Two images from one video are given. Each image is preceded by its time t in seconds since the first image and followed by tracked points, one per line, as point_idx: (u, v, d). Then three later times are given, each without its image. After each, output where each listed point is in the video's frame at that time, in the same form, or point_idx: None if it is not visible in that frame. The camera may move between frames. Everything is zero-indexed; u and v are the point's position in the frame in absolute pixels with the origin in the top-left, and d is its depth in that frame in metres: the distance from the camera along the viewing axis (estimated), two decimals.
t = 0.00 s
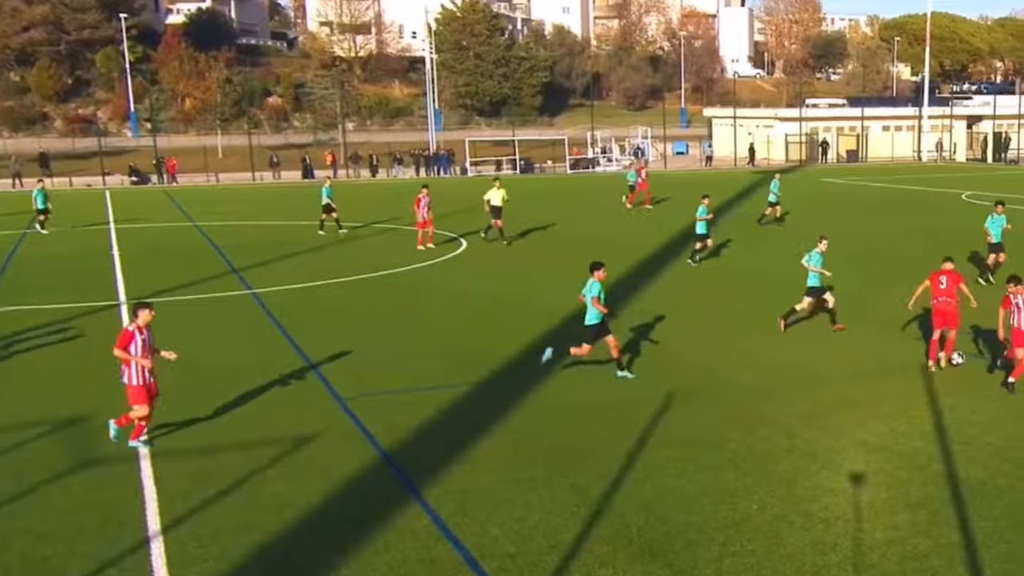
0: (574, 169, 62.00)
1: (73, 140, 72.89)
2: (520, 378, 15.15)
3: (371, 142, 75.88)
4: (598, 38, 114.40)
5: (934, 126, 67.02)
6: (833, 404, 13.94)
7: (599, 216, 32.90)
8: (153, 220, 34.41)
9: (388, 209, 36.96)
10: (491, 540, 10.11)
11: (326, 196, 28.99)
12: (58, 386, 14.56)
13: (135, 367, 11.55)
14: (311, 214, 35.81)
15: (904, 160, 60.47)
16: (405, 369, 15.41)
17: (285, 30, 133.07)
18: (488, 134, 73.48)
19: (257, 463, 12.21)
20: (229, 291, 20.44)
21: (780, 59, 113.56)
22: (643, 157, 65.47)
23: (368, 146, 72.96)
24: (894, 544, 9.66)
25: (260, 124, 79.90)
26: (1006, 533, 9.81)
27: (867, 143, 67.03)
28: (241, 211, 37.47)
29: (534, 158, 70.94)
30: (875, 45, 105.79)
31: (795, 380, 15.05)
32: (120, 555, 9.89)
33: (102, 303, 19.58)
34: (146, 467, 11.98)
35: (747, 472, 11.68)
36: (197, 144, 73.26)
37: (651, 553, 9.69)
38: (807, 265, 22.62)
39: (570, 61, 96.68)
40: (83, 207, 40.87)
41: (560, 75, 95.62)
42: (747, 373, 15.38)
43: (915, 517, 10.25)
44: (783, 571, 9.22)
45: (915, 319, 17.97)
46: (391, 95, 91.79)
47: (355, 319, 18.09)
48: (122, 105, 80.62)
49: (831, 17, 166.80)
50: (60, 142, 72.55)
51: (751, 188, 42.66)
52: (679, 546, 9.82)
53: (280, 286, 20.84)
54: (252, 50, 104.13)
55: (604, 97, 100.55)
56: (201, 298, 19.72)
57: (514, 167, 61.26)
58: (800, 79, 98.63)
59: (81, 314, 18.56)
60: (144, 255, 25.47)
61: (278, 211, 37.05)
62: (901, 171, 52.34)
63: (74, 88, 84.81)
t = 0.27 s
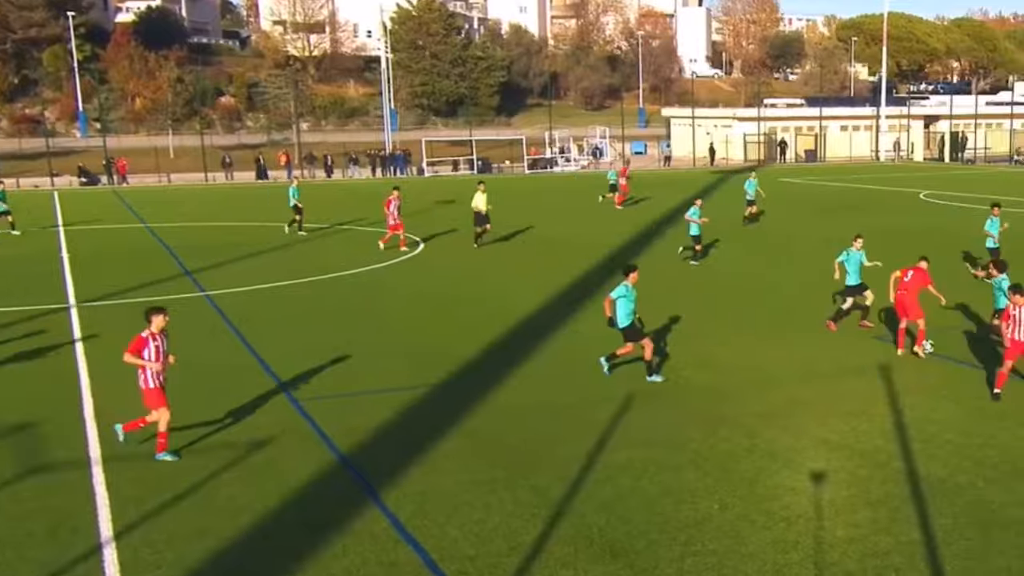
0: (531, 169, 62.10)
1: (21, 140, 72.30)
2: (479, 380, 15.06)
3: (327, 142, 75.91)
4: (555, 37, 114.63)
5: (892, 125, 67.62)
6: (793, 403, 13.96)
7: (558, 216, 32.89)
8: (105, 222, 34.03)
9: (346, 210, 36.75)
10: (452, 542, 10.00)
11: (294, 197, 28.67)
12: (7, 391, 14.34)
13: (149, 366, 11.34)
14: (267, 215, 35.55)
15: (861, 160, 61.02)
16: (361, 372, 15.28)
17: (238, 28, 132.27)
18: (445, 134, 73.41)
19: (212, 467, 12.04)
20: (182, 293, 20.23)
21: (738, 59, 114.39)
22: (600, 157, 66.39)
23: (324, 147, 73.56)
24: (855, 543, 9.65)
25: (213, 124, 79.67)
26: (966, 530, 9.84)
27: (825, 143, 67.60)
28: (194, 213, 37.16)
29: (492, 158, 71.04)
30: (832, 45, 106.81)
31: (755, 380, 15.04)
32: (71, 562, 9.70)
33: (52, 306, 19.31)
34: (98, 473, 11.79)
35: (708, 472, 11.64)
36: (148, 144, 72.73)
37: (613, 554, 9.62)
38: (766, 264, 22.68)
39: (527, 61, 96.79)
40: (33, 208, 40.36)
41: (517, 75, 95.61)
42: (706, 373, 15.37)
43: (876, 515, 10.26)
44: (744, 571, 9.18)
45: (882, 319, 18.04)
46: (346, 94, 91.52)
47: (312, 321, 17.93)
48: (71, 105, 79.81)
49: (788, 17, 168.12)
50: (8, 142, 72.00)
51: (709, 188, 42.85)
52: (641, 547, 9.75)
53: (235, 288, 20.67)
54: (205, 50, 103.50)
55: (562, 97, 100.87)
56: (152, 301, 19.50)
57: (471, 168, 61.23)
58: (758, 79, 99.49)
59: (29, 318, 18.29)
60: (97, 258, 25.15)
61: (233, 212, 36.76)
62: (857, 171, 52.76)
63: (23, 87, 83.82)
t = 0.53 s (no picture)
0: (496, 169, 62.14)
1: None
2: (444, 381, 14.97)
3: (288, 142, 76.04)
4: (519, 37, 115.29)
5: (856, 125, 68.12)
6: (759, 403, 13.94)
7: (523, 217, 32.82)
8: (61, 224, 33.65)
9: (309, 210, 36.55)
10: (418, 545, 9.89)
11: (265, 199, 28.39)
12: None
13: (181, 362, 11.44)
14: (230, 216, 35.31)
15: (825, 160, 61.34)
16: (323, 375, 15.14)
17: (197, 27, 131.52)
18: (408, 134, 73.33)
19: (173, 472, 11.86)
20: (139, 295, 20.02)
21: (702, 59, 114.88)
22: (564, 158, 66.53)
23: (286, 147, 74.59)
24: (823, 541, 9.64)
25: (171, 125, 79.35)
26: (932, 527, 9.85)
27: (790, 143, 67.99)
28: (152, 214, 36.80)
29: (455, 158, 71.00)
30: (796, 45, 107.41)
31: (723, 380, 15.02)
32: (29, 568, 9.51)
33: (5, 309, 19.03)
34: (55, 479, 11.58)
35: (674, 472, 11.60)
36: (104, 145, 72.14)
37: (581, 555, 9.55)
38: (732, 264, 22.68)
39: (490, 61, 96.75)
40: None
41: (481, 75, 95.74)
42: (673, 373, 15.33)
43: (843, 514, 10.25)
44: (711, 571, 9.13)
45: (852, 317, 18.10)
46: (307, 94, 91.24)
47: (274, 324, 17.76)
48: (25, 105, 78.94)
49: (753, 18, 169.01)
50: None
51: (674, 188, 42.92)
52: (609, 547, 9.68)
53: (193, 290, 20.47)
54: (163, 50, 102.87)
55: (525, 96, 100.97)
56: (110, 303, 19.31)
57: (435, 168, 61.16)
58: (722, 79, 100.01)
59: None
60: (56, 260, 24.87)
61: (195, 213, 36.50)
62: (820, 170, 53.00)
63: None
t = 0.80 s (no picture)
0: (468, 169, 62.08)
1: None
2: (417, 383, 14.90)
3: (256, 143, 76.10)
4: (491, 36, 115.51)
5: (828, 125, 68.50)
6: (731, 403, 13.94)
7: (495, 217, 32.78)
8: (26, 226, 33.31)
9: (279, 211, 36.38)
10: (391, 547, 9.81)
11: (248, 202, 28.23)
12: None
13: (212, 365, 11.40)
14: (199, 217, 35.11)
15: (796, 160, 61.67)
16: (293, 377, 15.03)
17: (164, 26, 130.95)
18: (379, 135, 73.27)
19: (141, 475, 11.73)
20: (107, 297, 19.85)
21: (674, 59, 115.38)
22: (535, 158, 66.62)
23: (254, 148, 74.77)
24: (796, 541, 9.63)
25: (138, 124, 79.09)
26: (904, 526, 9.86)
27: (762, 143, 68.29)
28: (119, 216, 36.49)
29: (425, 158, 71.04)
30: (767, 45, 108.06)
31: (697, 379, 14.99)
32: None
33: None
34: (22, 484, 11.43)
35: (647, 472, 11.57)
36: (70, 146, 71.61)
37: (554, 556, 9.50)
38: (704, 265, 22.70)
39: (461, 62, 96.78)
40: None
41: (451, 75, 95.92)
42: (646, 374, 15.31)
43: (815, 513, 10.24)
44: (685, 571, 9.10)
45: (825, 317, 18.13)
46: (276, 95, 90.94)
47: (244, 326, 17.62)
48: None
49: (724, 18, 169.74)
50: None
51: (646, 188, 42.99)
52: (582, 549, 9.63)
53: (162, 292, 20.32)
54: (130, 50, 102.22)
55: (497, 96, 100.96)
56: (75, 306, 19.14)
57: (406, 168, 61.12)
58: (694, 79, 100.52)
59: None
60: (22, 262, 24.64)
61: (163, 215, 36.27)
62: (791, 170, 53.24)
63: None
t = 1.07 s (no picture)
0: (445, 169, 62.02)
1: None
2: (396, 383, 14.84)
3: (231, 144, 76.05)
4: (469, 36, 115.60)
5: (806, 125, 68.79)
6: (710, 402, 13.93)
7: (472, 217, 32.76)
8: None
9: (254, 212, 36.24)
10: (369, 549, 9.75)
11: (237, 200, 28.28)
12: None
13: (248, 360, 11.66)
14: (174, 217, 34.94)
15: (773, 160, 61.88)
16: (269, 379, 14.96)
17: (137, 25, 130.20)
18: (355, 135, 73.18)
19: (115, 478, 11.64)
20: (81, 299, 19.74)
21: (651, 58, 115.57)
22: (513, 158, 66.55)
23: (228, 148, 74.58)
24: (776, 540, 9.61)
25: (111, 124, 78.78)
26: (883, 525, 9.85)
27: (740, 143, 68.50)
28: (92, 216, 36.27)
29: (402, 158, 70.98)
30: (744, 45, 108.36)
31: (676, 380, 14.97)
32: None
33: None
34: None
35: (626, 472, 11.54)
36: (42, 147, 71.28)
37: (533, 557, 9.47)
38: (682, 265, 22.68)
39: (437, 62, 96.62)
40: None
41: (428, 75, 95.85)
42: (625, 374, 15.29)
43: (795, 513, 10.24)
44: (665, 571, 9.07)
45: (804, 317, 18.15)
46: (251, 95, 90.76)
47: (219, 328, 17.55)
48: None
49: (701, 18, 170.11)
50: None
51: (623, 188, 43.02)
52: (562, 549, 9.60)
53: (136, 293, 20.22)
54: (103, 51, 101.73)
55: (474, 96, 100.95)
56: (48, 308, 19.02)
57: (382, 168, 61.01)
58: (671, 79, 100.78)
59: None
60: None
61: (138, 215, 36.08)
62: (768, 170, 53.38)
63: None
